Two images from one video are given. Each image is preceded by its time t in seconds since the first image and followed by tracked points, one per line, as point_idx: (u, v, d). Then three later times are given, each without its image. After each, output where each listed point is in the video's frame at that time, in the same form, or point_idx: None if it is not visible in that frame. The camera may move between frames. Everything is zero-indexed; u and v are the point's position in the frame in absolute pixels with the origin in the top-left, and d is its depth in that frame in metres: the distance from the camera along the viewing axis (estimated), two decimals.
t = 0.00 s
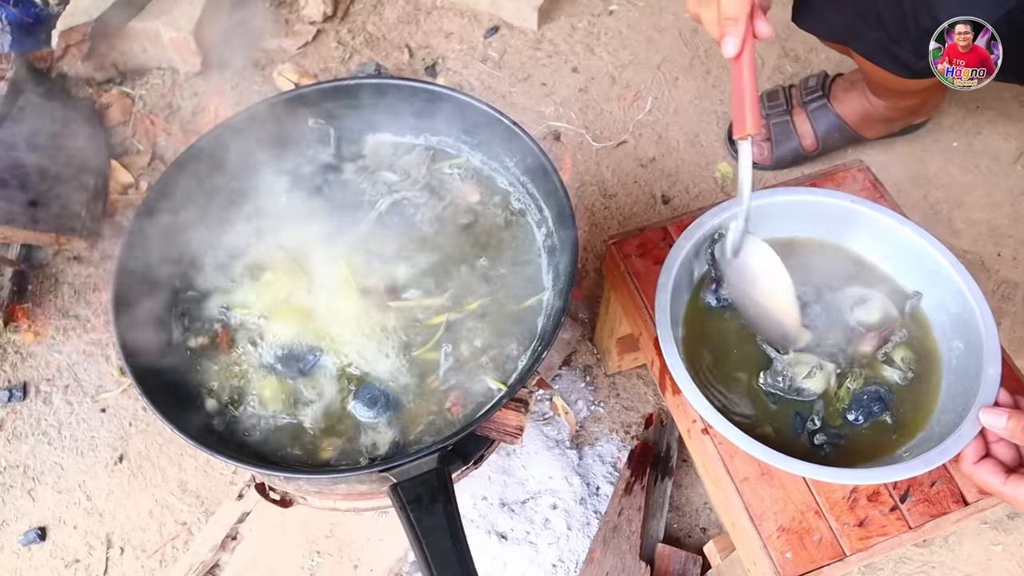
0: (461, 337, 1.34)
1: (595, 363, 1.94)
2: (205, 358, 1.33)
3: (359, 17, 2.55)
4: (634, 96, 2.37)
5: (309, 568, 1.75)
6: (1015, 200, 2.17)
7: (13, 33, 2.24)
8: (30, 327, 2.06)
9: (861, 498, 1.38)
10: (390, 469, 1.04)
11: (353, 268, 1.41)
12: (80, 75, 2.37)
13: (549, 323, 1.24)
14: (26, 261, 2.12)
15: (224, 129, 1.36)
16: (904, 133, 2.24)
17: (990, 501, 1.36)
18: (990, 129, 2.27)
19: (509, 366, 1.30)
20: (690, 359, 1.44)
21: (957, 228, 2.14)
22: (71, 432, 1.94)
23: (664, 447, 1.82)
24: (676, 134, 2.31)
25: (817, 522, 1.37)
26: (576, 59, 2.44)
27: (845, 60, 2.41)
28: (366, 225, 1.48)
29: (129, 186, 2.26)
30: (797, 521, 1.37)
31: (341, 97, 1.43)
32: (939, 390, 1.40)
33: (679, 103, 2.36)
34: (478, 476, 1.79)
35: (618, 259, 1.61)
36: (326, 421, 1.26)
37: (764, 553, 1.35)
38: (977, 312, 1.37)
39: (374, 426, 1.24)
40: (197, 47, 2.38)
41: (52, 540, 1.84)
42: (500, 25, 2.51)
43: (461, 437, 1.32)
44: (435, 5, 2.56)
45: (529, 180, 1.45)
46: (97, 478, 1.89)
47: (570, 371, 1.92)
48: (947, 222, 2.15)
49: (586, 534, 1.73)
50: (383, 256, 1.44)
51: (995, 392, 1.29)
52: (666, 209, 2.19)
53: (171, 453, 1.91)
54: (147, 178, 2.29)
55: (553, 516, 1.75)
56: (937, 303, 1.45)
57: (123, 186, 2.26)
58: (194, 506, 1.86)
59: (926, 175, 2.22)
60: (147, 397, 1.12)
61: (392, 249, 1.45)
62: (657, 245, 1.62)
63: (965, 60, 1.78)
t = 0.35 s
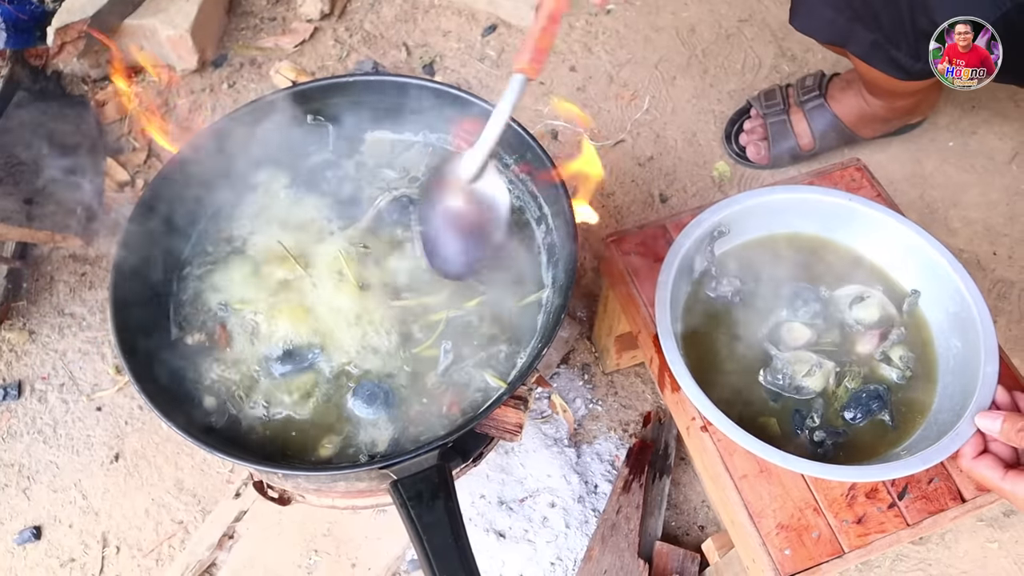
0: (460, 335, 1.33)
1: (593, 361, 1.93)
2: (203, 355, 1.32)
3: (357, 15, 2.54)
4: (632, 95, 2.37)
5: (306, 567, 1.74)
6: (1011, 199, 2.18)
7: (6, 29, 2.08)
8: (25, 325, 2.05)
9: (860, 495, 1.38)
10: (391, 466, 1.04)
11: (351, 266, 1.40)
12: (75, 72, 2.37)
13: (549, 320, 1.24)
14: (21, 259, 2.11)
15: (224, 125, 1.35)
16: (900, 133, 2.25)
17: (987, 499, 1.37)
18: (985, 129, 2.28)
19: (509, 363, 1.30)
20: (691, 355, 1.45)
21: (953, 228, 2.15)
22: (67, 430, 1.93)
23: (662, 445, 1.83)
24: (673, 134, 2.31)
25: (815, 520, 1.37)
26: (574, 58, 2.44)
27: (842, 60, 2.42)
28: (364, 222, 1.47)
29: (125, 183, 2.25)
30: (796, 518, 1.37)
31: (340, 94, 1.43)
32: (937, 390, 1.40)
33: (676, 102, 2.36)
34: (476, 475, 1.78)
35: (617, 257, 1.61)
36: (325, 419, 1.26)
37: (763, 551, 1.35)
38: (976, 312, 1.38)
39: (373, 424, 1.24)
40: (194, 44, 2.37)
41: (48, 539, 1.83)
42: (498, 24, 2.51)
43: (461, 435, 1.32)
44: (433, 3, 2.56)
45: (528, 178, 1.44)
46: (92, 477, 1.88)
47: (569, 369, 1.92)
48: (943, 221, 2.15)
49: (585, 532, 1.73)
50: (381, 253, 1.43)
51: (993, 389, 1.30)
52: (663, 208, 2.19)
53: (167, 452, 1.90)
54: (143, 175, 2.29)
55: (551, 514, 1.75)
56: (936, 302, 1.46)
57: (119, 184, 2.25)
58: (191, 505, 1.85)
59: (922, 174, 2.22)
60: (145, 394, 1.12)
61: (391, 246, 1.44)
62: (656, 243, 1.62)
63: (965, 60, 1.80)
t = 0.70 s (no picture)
0: (460, 332, 1.34)
1: (592, 359, 1.94)
2: (204, 353, 1.32)
3: (357, 13, 2.55)
4: (631, 93, 2.37)
5: (306, 564, 1.74)
6: (1010, 197, 2.18)
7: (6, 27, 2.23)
8: (26, 323, 2.05)
9: (859, 493, 1.39)
10: (390, 464, 1.04)
11: (351, 266, 1.41)
12: (75, 69, 2.37)
13: (549, 318, 1.24)
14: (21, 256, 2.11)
15: (224, 122, 1.35)
16: (900, 131, 2.25)
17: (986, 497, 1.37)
18: (985, 127, 2.28)
19: (509, 360, 1.30)
20: (690, 356, 1.45)
21: (953, 226, 2.15)
22: (67, 428, 1.93)
23: (662, 443, 1.82)
24: (673, 132, 2.31)
25: (815, 517, 1.37)
26: (573, 56, 2.44)
27: (842, 58, 2.42)
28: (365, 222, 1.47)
29: (125, 181, 2.25)
30: (795, 515, 1.38)
31: (340, 92, 1.43)
32: (936, 387, 1.40)
33: (676, 100, 2.37)
34: (475, 473, 1.79)
35: (617, 255, 1.61)
36: (325, 416, 1.26)
37: (763, 548, 1.35)
38: (974, 310, 1.38)
39: (374, 421, 1.24)
40: (193, 42, 2.37)
41: (48, 536, 1.83)
42: (497, 22, 2.51)
43: (460, 432, 1.32)
44: (433, 1, 2.56)
45: (529, 176, 1.44)
46: (93, 474, 1.88)
47: (568, 367, 1.92)
48: (942, 220, 2.16)
49: (584, 529, 1.74)
50: (381, 253, 1.43)
51: (992, 389, 1.30)
52: (663, 205, 2.19)
53: (167, 449, 1.90)
54: (143, 173, 2.28)
55: (551, 511, 1.76)
56: (935, 299, 1.46)
57: (120, 182, 2.25)
58: (191, 503, 1.85)
59: (921, 172, 2.23)
60: (146, 392, 1.12)
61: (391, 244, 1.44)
62: (655, 241, 1.62)
63: (964, 60, 1.78)
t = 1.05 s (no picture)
0: (459, 330, 1.33)
1: (593, 357, 1.93)
2: (202, 351, 1.32)
3: (358, 10, 2.54)
4: (633, 91, 2.36)
5: (306, 562, 1.74)
6: (1014, 195, 2.17)
7: (10, 25, 2.24)
8: (26, 320, 2.05)
9: (860, 492, 1.38)
10: (387, 463, 1.04)
11: (349, 265, 1.40)
12: (76, 67, 2.37)
13: (547, 317, 1.24)
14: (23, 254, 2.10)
15: (222, 119, 1.35)
16: (902, 128, 2.24)
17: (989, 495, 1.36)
18: (989, 124, 2.27)
19: (508, 358, 1.30)
20: (690, 354, 1.44)
21: (956, 224, 2.14)
22: (68, 425, 1.94)
23: (662, 442, 1.81)
24: (674, 129, 2.30)
25: (815, 516, 1.37)
26: (575, 53, 2.43)
27: (845, 55, 2.40)
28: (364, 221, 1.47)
29: (126, 179, 2.25)
30: (795, 514, 1.37)
31: (339, 89, 1.42)
32: (938, 386, 1.39)
33: (678, 97, 2.36)
34: (475, 471, 1.78)
35: (617, 253, 1.60)
36: (323, 414, 1.25)
37: (762, 547, 1.35)
38: (976, 308, 1.38)
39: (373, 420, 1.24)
40: (194, 40, 2.36)
41: (49, 534, 1.83)
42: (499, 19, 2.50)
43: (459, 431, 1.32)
44: None
45: (529, 173, 1.44)
46: (93, 472, 1.88)
47: (569, 365, 1.92)
48: (945, 218, 2.14)
49: (584, 528, 1.73)
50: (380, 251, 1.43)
51: (995, 386, 1.29)
52: (664, 203, 2.18)
53: (167, 447, 1.90)
54: (144, 171, 2.28)
55: (551, 510, 1.75)
56: (937, 298, 1.45)
57: (120, 180, 2.25)
58: (191, 500, 1.85)
59: (924, 170, 2.21)
60: (143, 390, 1.12)
61: (389, 241, 1.44)
62: (656, 239, 1.61)
63: (965, 60, 1.82)
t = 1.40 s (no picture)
0: (458, 329, 1.32)
1: (592, 357, 1.92)
2: (200, 350, 1.30)
3: (354, 9, 2.52)
4: (631, 90, 2.36)
5: (303, 563, 1.73)
6: (1012, 195, 2.17)
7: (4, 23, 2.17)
8: (20, 320, 2.04)
9: (861, 492, 1.37)
10: (386, 462, 1.03)
11: (348, 264, 1.39)
12: (71, 65, 2.36)
13: (548, 315, 1.23)
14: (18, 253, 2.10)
15: (220, 117, 1.33)
16: (901, 128, 2.23)
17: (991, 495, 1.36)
18: (987, 123, 2.27)
19: (508, 357, 1.29)
20: (691, 354, 1.43)
21: (955, 223, 2.13)
22: (63, 426, 1.92)
23: (662, 442, 1.80)
24: (673, 128, 2.30)
25: (816, 516, 1.36)
26: (573, 52, 2.42)
27: (843, 54, 2.40)
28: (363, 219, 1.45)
29: (121, 177, 2.24)
30: (796, 515, 1.36)
31: (336, 87, 1.40)
32: (940, 386, 1.39)
33: (676, 96, 2.35)
34: (474, 471, 1.77)
35: (617, 252, 1.59)
36: (321, 415, 1.24)
37: (764, 547, 1.34)
38: (978, 307, 1.37)
39: (372, 420, 1.23)
40: (190, 37, 2.35)
41: (43, 535, 1.82)
42: (497, 17, 2.49)
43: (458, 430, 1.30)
44: None
45: (528, 172, 1.43)
46: (88, 473, 1.87)
47: (567, 364, 1.91)
48: (944, 217, 2.14)
49: (583, 528, 1.72)
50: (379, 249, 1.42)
51: (997, 385, 1.29)
52: (663, 202, 2.18)
53: (163, 447, 1.89)
54: (139, 169, 2.27)
55: (550, 510, 1.74)
56: (938, 297, 1.45)
57: (116, 178, 2.24)
58: (187, 501, 1.84)
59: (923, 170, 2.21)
60: (140, 390, 1.10)
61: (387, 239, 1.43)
62: (656, 238, 1.60)
63: (965, 59, 1.82)
